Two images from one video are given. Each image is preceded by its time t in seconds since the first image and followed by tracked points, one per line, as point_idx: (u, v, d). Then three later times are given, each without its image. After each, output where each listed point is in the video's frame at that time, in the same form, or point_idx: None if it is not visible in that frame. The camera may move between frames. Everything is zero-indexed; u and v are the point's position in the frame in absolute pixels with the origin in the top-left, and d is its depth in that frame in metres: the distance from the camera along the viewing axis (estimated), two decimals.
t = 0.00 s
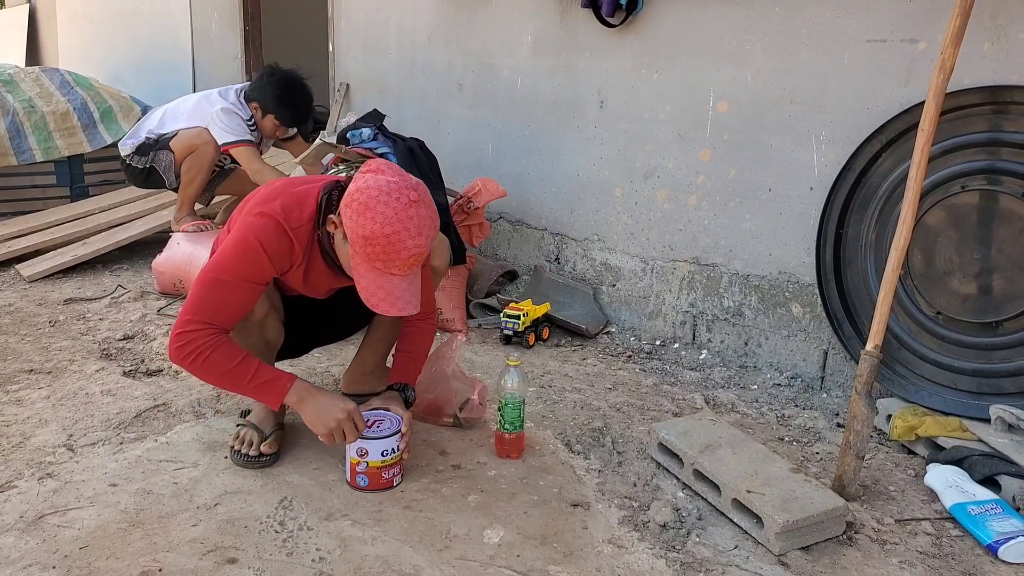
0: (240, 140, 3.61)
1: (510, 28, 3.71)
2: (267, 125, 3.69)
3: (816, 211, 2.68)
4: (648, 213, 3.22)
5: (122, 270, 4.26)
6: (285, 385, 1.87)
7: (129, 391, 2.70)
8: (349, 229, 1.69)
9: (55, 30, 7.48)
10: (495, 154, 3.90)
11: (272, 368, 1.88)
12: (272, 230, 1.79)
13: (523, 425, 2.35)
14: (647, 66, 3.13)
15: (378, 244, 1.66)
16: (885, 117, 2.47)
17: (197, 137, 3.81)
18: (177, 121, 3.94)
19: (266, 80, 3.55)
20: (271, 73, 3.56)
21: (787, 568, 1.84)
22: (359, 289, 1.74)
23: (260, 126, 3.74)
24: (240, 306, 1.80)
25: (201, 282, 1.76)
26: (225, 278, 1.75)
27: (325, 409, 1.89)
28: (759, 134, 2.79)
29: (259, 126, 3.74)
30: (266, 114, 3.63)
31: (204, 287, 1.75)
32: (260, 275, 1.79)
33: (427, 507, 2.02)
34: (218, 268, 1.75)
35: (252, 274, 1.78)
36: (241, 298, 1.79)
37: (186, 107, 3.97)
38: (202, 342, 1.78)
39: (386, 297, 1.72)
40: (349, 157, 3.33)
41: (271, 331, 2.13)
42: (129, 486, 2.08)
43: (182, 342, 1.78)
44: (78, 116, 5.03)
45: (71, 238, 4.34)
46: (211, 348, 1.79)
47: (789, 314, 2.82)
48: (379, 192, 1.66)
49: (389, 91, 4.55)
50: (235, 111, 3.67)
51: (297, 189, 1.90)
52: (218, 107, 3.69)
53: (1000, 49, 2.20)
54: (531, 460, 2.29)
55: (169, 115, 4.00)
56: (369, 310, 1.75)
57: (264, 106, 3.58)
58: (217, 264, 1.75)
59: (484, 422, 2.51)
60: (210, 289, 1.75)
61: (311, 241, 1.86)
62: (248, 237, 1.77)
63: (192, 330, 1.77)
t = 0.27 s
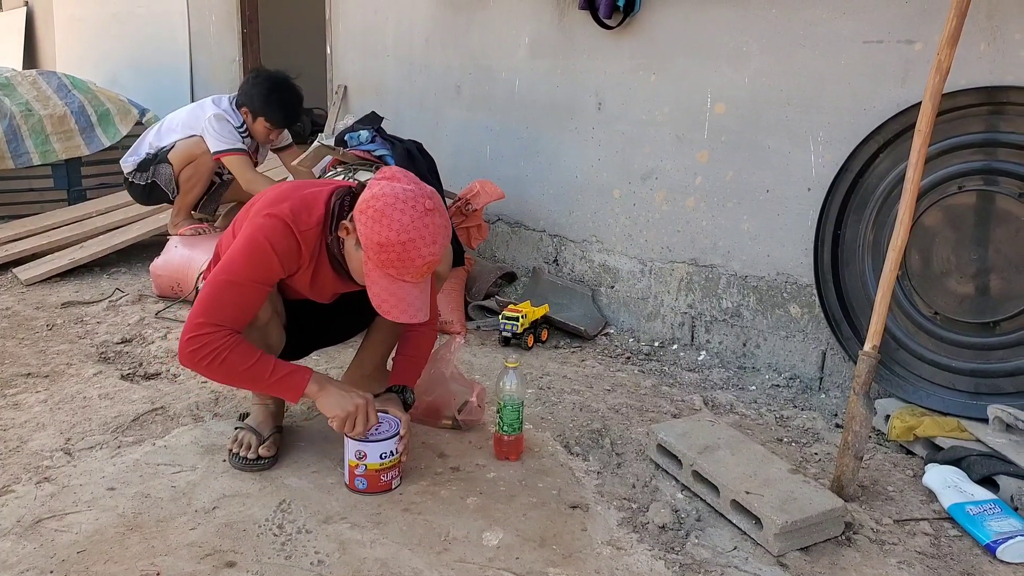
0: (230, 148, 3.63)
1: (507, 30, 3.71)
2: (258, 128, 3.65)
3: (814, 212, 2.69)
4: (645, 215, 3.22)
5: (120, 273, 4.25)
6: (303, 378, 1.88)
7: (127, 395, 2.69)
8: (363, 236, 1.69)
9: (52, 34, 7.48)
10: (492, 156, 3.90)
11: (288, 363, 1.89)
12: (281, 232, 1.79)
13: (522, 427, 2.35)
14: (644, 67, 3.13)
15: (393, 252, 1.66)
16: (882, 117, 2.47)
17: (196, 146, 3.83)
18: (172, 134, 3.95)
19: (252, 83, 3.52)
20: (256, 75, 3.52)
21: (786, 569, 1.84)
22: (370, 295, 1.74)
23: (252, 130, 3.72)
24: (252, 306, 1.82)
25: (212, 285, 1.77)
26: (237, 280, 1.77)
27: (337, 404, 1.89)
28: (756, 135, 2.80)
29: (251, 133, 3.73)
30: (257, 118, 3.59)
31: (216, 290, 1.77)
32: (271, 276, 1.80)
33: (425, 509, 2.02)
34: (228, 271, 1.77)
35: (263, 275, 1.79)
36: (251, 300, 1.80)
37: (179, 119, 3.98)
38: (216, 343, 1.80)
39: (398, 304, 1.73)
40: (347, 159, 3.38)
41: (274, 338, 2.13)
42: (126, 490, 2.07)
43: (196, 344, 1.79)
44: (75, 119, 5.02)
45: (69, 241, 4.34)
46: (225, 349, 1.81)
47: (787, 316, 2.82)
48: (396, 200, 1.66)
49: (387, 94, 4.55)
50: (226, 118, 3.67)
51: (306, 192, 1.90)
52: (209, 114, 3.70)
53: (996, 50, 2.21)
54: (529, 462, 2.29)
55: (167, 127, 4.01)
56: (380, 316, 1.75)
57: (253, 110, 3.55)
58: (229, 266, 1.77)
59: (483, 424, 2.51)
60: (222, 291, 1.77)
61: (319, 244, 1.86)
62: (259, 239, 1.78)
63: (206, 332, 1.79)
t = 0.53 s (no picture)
0: (223, 156, 3.64)
1: (506, 31, 3.72)
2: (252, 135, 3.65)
3: (814, 212, 2.69)
4: (645, 215, 3.22)
5: (120, 274, 4.25)
6: (322, 376, 1.90)
7: (127, 396, 2.69)
8: (394, 260, 1.69)
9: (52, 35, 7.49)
10: (492, 156, 3.90)
11: (306, 363, 1.90)
12: (308, 241, 1.79)
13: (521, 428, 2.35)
14: (643, 68, 3.13)
15: (423, 280, 1.67)
16: (881, 118, 2.47)
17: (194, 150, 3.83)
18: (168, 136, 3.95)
19: (243, 89, 3.53)
20: (247, 80, 3.53)
21: (785, 569, 1.84)
22: (394, 318, 1.75)
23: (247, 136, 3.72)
24: (271, 312, 1.81)
25: (233, 290, 1.76)
26: (260, 287, 1.76)
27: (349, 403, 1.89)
28: (755, 136, 2.80)
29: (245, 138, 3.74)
30: (250, 125, 3.59)
31: (238, 295, 1.76)
32: (293, 284, 1.80)
33: (425, 510, 2.02)
34: (253, 278, 1.76)
35: (286, 283, 1.78)
36: (272, 307, 1.80)
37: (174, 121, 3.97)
38: (233, 347, 1.79)
39: (420, 329, 1.74)
40: (347, 160, 3.39)
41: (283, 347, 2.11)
42: (126, 491, 2.07)
43: (213, 347, 1.78)
44: (74, 120, 5.02)
45: (69, 243, 4.34)
46: (242, 353, 1.81)
47: (787, 316, 2.83)
48: (431, 229, 1.67)
49: (386, 95, 4.55)
50: (219, 124, 3.66)
51: (331, 202, 1.90)
52: (203, 120, 3.69)
53: (994, 50, 2.21)
54: (529, 462, 2.29)
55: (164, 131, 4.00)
56: (401, 340, 1.77)
57: (244, 116, 3.55)
58: (253, 273, 1.76)
59: (482, 425, 2.51)
60: (244, 297, 1.76)
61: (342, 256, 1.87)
62: (285, 247, 1.77)
63: (224, 336, 1.78)
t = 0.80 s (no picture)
0: (225, 165, 3.65)
1: (506, 34, 3.72)
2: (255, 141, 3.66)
3: (813, 213, 2.69)
4: (644, 217, 3.23)
5: (121, 277, 4.26)
6: (337, 385, 1.91)
7: (128, 399, 2.70)
8: (426, 285, 1.71)
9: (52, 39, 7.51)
10: (492, 158, 3.91)
11: (321, 371, 1.91)
12: (339, 256, 1.79)
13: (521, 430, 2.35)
14: (642, 70, 3.14)
15: (454, 307, 1.70)
16: (880, 119, 2.47)
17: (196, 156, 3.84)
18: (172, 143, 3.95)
19: (246, 96, 3.52)
20: (251, 87, 3.53)
21: (785, 570, 1.84)
22: (419, 339, 1.78)
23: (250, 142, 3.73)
24: (292, 322, 1.80)
25: (257, 298, 1.74)
26: (287, 298, 1.75)
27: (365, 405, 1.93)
28: (754, 137, 2.80)
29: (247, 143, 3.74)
30: (253, 130, 3.60)
31: (262, 304, 1.74)
32: (319, 297, 1.80)
33: (425, 512, 2.02)
34: (279, 288, 1.74)
35: (313, 296, 1.78)
36: (294, 317, 1.79)
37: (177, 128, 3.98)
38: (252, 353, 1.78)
39: (444, 353, 1.78)
40: (347, 164, 3.40)
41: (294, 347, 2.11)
42: (127, 493, 2.08)
43: (231, 352, 1.77)
44: (76, 124, 5.04)
45: (70, 246, 4.35)
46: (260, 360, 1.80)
47: (787, 317, 2.83)
48: (468, 259, 1.69)
49: (386, 97, 4.56)
50: (223, 132, 3.67)
51: (360, 215, 1.89)
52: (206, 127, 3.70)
53: (993, 51, 2.21)
54: (529, 464, 2.30)
55: (166, 138, 4.00)
56: (423, 360, 1.80)
57: (249, 123, 3.56)
58: (280, 283, 1.74)
59: (482, 427, 2.51)
60: (269, 306, 1.74)
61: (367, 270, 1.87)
62: (317, 260, 1.75)
63: (243, 343, 1.77)
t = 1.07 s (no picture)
0: (225, 166, 3.66)
1: (506, 35, 3.73)
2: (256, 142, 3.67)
3: (812, 216, 2.70)
4: (644, 219, 3.23)
5: (121, 278, 4.26)
6: (340, 400, 1.89)
7: (127, 399, 2.70)
8: (436, 293, 1.71)
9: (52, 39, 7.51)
10: (491, 160, 3.91)
11: (326, 384, 1.89)
12: (346, 261, 1.79)
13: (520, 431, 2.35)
14: (641, 72, 3.14)
15: (464, 317, 1.70)
16: (879, 121, 2.48)
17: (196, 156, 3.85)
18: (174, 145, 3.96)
19: (249, 97, 3.52)
20: (254, 89, 3.53)
21: (783, 572, 1.85)
22: (425, 347, 1.76)
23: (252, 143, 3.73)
24: (298, 327, 1.79)
25: (264, 301, 1.73)
26: (294, 303, 1.74)
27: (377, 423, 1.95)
28: (753, 140, 2.81)
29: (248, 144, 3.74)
30: (255, 132, 3.60)
31: (270, 308, 1.73)
32: (325, 302, 1.79)
33: (424, 512, 2.02)
34: (286, 292, 1.73)
35: (319, 301, 1.77)
36: (300, 322, 1.78)
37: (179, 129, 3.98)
38: (257, 358, 1.76)
39: (450, 362, 1.76)
40: (347, 164, 3.40)
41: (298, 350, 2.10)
42: (126, 493, 2.08)
43: (237, 356, 1.75)
44: (76, 124, 5.04)
45: (69, 246, 4.35)
46: (265, 366, 1.78)
47: (785, 319, 2.83)
48: (479, 269, 1.70)
49: (386, 99, 4.57)
50: (225, 133, 3.67)
51: (367, 220, 1.89)
52: (207, 128, 3.69)
53: (992, 54, 2.22)
54: (527, 465, 2.30)
55: (168, 139, 4.01)
56: (428, 369, 1.78)
57: (251, 125, 3.56)
58: (288, 287, 1.73)
59: (482, 428, 2.51)
60: (276, 310, 1.73)
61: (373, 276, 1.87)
62: (325, 265, 1.75)
63: (250, 348, 1.75)
